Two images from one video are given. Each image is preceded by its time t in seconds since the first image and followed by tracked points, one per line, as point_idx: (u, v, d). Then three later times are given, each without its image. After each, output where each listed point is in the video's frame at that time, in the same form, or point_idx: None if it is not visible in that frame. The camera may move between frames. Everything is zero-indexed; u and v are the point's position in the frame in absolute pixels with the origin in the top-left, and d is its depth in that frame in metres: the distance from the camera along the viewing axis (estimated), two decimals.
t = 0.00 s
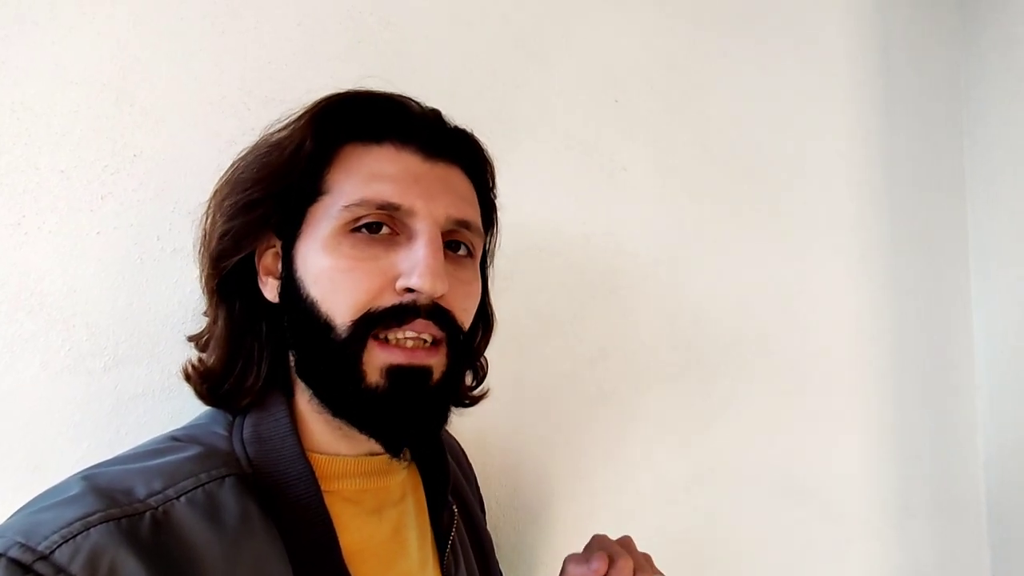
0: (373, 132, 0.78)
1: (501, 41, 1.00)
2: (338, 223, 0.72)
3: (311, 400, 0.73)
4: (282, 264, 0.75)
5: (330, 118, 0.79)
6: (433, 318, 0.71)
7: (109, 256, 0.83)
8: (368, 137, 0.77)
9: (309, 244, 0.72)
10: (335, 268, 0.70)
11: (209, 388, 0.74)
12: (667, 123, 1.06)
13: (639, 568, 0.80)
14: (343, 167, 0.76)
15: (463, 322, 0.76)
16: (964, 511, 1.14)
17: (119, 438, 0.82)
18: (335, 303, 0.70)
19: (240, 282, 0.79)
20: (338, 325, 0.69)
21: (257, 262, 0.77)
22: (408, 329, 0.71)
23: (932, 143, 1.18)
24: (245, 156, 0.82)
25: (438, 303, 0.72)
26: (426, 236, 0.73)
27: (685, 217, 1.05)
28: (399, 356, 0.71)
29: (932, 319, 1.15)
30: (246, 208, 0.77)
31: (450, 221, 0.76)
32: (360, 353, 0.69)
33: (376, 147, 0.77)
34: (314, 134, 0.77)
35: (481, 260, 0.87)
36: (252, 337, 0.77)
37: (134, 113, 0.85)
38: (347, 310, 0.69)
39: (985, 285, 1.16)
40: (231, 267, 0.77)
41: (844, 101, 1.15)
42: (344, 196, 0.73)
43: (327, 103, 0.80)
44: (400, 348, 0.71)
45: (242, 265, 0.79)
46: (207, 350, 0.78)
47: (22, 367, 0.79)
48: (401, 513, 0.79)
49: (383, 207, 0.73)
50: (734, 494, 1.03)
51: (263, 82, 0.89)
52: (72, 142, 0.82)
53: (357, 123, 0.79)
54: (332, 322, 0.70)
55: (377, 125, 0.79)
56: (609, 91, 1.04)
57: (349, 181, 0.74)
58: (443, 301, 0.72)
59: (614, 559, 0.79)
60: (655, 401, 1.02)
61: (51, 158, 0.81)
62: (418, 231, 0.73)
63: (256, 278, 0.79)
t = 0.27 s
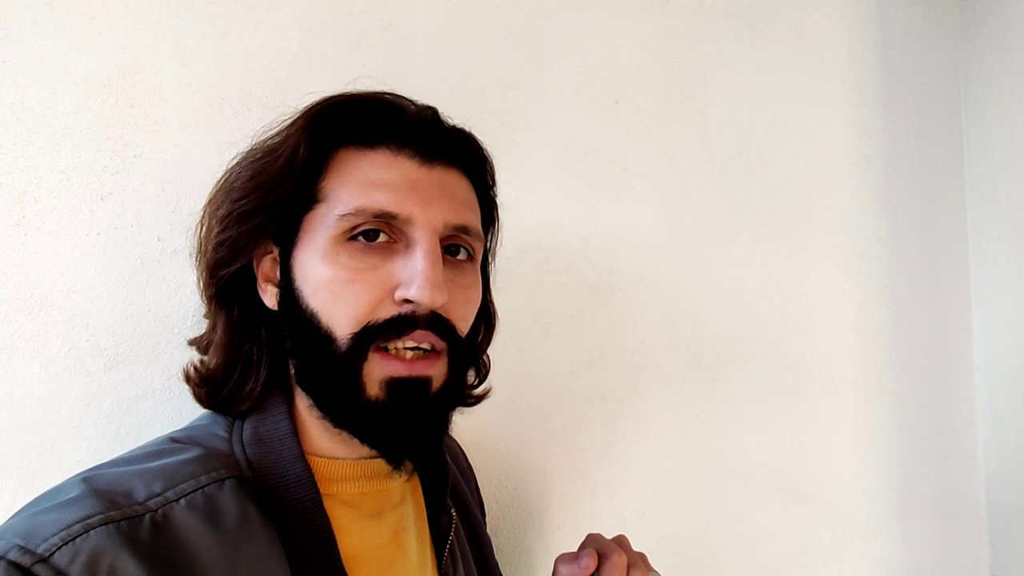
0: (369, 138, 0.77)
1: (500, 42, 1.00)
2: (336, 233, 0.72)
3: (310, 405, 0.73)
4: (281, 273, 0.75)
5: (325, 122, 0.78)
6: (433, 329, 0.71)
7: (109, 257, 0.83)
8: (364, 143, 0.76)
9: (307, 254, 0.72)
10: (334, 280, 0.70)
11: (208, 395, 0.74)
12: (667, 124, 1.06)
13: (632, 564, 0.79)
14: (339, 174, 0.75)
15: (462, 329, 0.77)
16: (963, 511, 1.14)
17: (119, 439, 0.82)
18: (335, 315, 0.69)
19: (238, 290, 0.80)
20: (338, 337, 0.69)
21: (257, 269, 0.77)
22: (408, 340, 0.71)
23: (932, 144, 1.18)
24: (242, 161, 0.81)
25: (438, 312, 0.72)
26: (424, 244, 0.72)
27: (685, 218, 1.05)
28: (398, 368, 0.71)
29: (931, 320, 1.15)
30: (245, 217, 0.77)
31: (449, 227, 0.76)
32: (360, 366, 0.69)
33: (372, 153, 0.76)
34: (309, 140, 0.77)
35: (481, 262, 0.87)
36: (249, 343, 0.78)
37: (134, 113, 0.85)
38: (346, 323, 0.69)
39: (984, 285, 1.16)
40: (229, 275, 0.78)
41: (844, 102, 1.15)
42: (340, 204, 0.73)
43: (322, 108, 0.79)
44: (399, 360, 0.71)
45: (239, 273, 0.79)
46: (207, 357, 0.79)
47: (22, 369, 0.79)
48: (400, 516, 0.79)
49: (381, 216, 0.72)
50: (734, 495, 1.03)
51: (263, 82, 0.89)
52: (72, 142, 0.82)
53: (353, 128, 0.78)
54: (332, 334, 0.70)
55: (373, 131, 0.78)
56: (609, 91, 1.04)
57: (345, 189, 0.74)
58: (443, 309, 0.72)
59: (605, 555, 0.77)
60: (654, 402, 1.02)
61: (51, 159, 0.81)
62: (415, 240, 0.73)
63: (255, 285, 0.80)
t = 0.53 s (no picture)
0: (376, 135, 0.78)
1: (501, 43, 1.00)
2: (342, 224, 0.72)
3: (312, 407, 0.73)
4: (286, 267, 0.75)
5: (331, 120, 0.79)
6: (438, 318, 0.71)
7: (109, 258, 0.83)
8: (371, 140, 0.77)
9: (313, 246, 0.72)
10: (340, 271, 0.70)
11: (208, 397, 0.74)
12: (667, 124, 1.06)
13: (632, 559, 0.80)
14: (346, 168, 0.76)
15: (466, 323, 0.76)
16: (963, 510, 1.14)
17: (119, 441, 0.82)
18: (340, 305, 0.69)
19: (243, 289, 0.79)
20: (344, 327, 0.69)
21: (262, 269, 0.77)
22: (413, 330, 0.70)
23: (932, 144, 1.18)
24: (249, 161, 0.82)
25: (442, 303, 0.72)
26: (429, 236, 0.73)
27: (685, 218, 1.05)
28: (402, 358, 0.71)
29: (930, 320, 1.15)
30: (251, 212, 0.77)
31: (453, 221, 0.77)
32: (364, 355, 0.69)
33: (378, 148, 0.77)
34: (316, 136, 0.77)
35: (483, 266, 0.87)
36: (252, 344, 0.77)
37: (135, 114, 0.85)
38: (352, 313, 0.69)
39: (984, 285, 1.17)
40: (235, 273, 0.77)
41: (844, 102, 1.15)
42: (347, 197, 0.73)
43: (328, 107, 0.80)
44: (403, 350, 0.71)
45: (245, 271, 0.79)
46: (208, 358, 0.78)
47: (21, 370, 0.79)
48: (401, 519, 0.79)
49: (387, 207, 0.73)
50: (734, 495, 1.03)
51: (264, 83, 0.89)
52: (71, 142, 0.82)
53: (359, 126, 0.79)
54: (338, 325, 0.69)
55: (380, 129, 0.79)
56: (610, 92, 1.04)
57: (352, 182, 0.74)
58: (447, 301, 0.73)
59: (604, 552, 0.79)
60: (655, 403, 1.02)
61: (51, 159, 0.81)
62: (421, 231, 0.73)
63: (259, 285, 0.79)
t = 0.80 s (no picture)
0: (394, 145, 0.77)
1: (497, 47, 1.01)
2: (355, 234, 0.71)
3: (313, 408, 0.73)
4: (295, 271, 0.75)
5: (352, 128, 0.79)
6: (446, 340, 0.70)
7: (105, 257, 0.84)
8: (388, 150, 0.76)
9: (324, 253, 0.72)
10: (349, 282, 0.69)
11: (209, 391, 0.74)
12: (666, 122, 1.06)
13: (629, 559, 0.80)
14: (362, 175, 0.75)
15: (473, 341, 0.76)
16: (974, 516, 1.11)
17: (114, 440, 0.83)
18: (348, 317, 0.69)
19: (251, 286, 0.79)
20: (351, 338, 0.69)
21: (270, 266, 0.76)
22: (420, 350, 0.70)
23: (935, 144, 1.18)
24: (265, 162, 0.82)
25: (451, 325, 0.71)
26: (442, 254, 0.71)
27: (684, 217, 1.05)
28: (411, 373, 0.70)
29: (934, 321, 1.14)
30: (265, 212, 0.77)
31: (467, 238, 0.75)
32: (371, 369, 0.69)
33: (397, 158, 0.76)
34: (335, 144, 0.77)
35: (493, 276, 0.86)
36: (255, 343, 0.77)
37: (134, 117, 0.88)
38: (360, 326, 0.69)
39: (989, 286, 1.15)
40: (244, 271, 0.78)
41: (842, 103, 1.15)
42: (362, 206, 0.72)
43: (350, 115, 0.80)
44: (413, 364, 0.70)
45: (254, 270, 0.79)
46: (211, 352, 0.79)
47: (19, 365, 0.82)
48: (397, 523, 0.78)
49: (401, 221, 0.72)
50: (732, 496, 1.02)
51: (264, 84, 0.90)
52: (69, 142, 0.86)
53: (377, 135, 0.78)
54: (345, 334, 0.69)
55: (398, 139, 0.78)
56: (609, 92, 1.05)
57: (367, 192, 0.73)
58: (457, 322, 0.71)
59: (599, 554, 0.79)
60: (654, 404, 1.02)
61: (47, 158, 0.84)
62: (434, 248, 0.72)
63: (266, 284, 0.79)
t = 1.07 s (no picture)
0: (380, 138, 0.77)
1: (496, 47, 1.01)
2: (342, 229, 0.71)
3: (309, 405, 0.73)
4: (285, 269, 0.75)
5: (336, 123, 0.79)
6: (436, 331, 0.70)
7: (103, 256, 0.84)
8: (374, 143, 0.76)
9: (313, 250, 0.72)
10: (338, 278, 0.70)
11: (206, 393, 0.74)
12: (665, 122, 1.06)
13: (626, 555, 0.80)
14: (348, 170, 0.75)
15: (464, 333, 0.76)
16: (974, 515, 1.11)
17: (112, 438, 0.83)
18: (339, 312, 0.69)
19: (243, 285, 0.79)
20: (342, 334, 0.69)
21: (261, 265, 0.76)
22: (410, 341, 0.70)
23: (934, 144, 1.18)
24: (252, 159, 0.82)
25: (442, 315, 0.71)
26: (430, 244, 0.71)
27: (683, 217, 1.05)
28: (400, 368, 0.70)
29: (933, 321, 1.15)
30: (253, 211, 0.77)
31: (456, 229, 0.75)
32: (360, 364, 0.69)
33: (383, 152, 0.76)
34: (320, 139, 0.77)
35: (486, 270, 0.86)
36: (250, 342, 0.77)
37: (132, 116, 0.88)
38: (350, 321, 0.69)
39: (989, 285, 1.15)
40: (234, 270, 0.78)
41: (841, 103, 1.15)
42: (348, 201, 0.72)
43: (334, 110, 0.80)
44: (403, 359, 0.71)
45: (246, 269, 0.79)
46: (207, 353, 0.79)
47: (18, 365, 0.82)
48: (396, 521, 0.79)
49: (388, 214, 0.71)
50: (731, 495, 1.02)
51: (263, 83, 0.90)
52: (67, 141, 0.85)
53: (363, 128, 0.78)
54: (336, 331, 0.69)
55: (384, 132, 0.77)
56: (608, 92, 1.05)
57: (354, 187, 0.73)
58: (448, 312, 0.71)
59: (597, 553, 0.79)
60: (653, 403, 1.02)
61: (45, 158, 0.84)
62: (422, 239, 0.72)
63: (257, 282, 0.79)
